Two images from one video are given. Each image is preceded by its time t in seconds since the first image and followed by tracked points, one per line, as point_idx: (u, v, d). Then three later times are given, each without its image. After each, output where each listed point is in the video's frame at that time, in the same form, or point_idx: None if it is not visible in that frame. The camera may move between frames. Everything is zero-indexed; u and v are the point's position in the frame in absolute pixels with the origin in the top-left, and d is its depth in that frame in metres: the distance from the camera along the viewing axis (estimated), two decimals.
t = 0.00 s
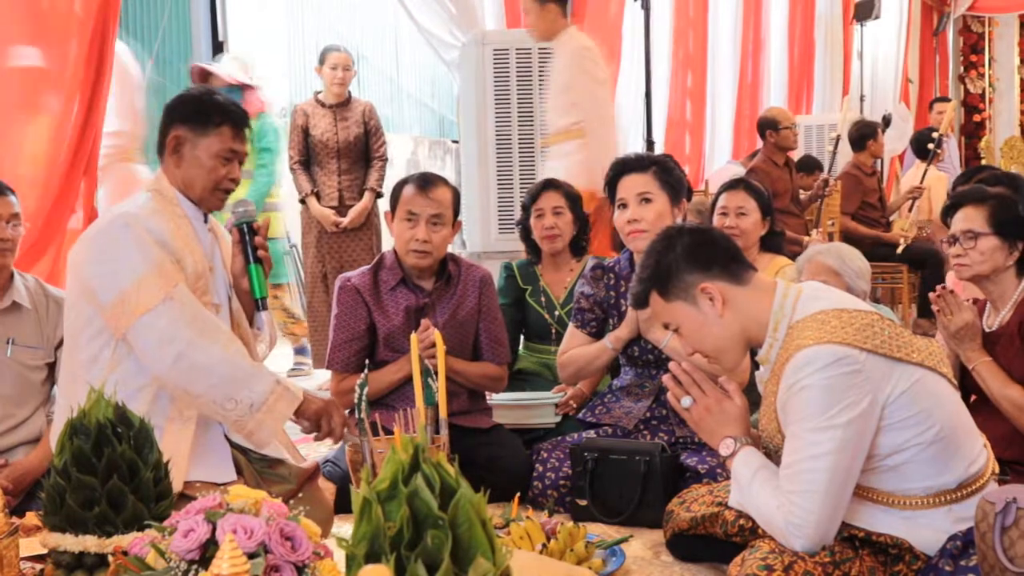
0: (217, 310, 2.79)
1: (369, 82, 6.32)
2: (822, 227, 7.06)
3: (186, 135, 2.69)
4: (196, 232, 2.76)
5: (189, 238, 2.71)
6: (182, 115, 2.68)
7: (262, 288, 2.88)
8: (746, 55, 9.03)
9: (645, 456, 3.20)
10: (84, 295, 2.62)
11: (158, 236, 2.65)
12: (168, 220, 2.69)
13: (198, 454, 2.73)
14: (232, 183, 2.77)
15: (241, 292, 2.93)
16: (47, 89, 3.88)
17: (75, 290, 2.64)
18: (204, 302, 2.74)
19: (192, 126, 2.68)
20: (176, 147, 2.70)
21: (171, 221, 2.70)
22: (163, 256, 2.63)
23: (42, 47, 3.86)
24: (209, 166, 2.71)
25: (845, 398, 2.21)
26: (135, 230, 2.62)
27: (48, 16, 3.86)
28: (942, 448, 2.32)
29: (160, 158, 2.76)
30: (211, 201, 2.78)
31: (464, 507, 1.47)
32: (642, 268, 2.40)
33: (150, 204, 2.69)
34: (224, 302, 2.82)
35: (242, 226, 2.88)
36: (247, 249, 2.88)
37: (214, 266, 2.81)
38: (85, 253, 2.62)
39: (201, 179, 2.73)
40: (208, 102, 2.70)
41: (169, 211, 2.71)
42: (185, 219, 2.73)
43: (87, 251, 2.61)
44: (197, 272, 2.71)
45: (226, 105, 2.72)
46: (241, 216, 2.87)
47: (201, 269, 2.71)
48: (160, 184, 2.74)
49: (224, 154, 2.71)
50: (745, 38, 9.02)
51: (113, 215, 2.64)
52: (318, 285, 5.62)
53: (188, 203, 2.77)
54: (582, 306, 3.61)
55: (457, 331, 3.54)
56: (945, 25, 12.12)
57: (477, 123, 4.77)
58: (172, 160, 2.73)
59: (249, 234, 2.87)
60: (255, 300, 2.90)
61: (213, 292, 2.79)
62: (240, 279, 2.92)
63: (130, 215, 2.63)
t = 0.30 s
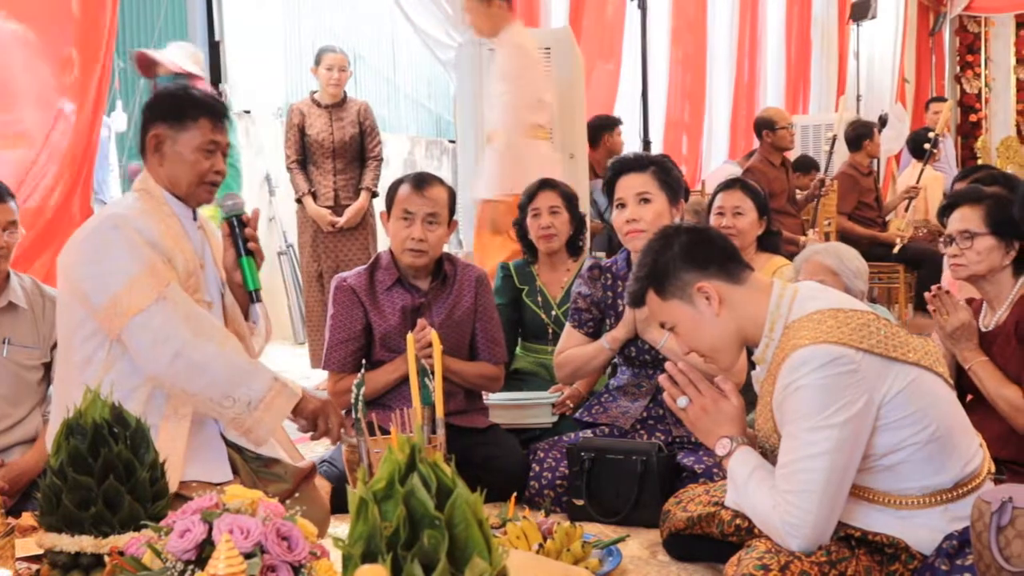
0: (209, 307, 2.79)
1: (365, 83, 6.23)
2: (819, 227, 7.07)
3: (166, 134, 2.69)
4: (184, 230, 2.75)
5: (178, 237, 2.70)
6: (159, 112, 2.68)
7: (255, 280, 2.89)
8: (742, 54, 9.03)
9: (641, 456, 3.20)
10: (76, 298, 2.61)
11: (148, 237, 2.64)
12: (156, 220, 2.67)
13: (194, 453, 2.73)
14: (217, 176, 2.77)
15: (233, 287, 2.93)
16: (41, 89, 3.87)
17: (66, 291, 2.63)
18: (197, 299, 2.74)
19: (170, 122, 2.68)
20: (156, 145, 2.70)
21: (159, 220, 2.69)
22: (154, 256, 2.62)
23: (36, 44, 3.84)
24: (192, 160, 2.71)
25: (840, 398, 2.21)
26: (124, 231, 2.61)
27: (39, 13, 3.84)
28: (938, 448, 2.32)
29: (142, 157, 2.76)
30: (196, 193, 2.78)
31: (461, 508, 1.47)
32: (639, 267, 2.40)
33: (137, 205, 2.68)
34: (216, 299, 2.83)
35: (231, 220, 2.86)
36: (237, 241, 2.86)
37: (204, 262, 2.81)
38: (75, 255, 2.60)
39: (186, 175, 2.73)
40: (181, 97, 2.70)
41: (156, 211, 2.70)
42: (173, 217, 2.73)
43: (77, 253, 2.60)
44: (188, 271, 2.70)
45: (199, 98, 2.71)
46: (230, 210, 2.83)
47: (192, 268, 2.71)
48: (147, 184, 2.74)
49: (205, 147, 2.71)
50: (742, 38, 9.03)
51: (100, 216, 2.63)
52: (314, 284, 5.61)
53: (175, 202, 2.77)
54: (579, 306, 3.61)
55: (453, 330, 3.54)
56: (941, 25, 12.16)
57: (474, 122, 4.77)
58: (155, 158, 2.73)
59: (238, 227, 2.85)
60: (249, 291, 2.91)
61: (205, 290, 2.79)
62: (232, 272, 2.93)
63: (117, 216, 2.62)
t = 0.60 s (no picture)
0: (200, 305, 2.78)
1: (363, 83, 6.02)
2: (814, 226, 7.07)
3: (146, 131, 2.71)
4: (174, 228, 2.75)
5: (167, 235, 2.70)
6: (138, 110, 2.71)
7: (245, 274, 2.90)
8: (739, 53, 9.04)
9: (637, 456, 3.21)
10: (65, 298, 2.62)
11: (136, 236, 2.64)
12: (145, 219, 2.67)
13: (189, 452, 2.74)
14: (201, 166, 2.76)
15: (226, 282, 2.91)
16: (38, 88, 3.87)
17: (56, 292, 2.63)
18: (188, 298, 2.74)
19: (149, 120, 2.70)
20: (138, 144, 2.73)
21: (147, 219, 2.68)
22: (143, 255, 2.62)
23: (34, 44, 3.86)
24: (174, 156, 2.72)
25: (836, 397, 2.21)
26: (113, 231, 2.61)
27: (38, 13, 3.85)
28: (933, 447, 2.32)
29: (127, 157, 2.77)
30: (184, 187, 2.77)
31: (456, 508, 1.47)
32: (634, 266, 2.40)
33: (126, 204, 2.68)
34: (208, 297, 2.82)
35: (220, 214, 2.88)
36: (227, 236, 2.89)
37: (195, 260, 2.80)
38: (63, 256, 2.60)
39: (172, 173, 2.73)
40: (158, 94, 2.72)
41: (145, 210, 2.70)
42: (162, 215, 2.72)
43: (66, 253, 2.60)
44: (177, 269, 2.69)
45: (177, 92, 2.73)
46: (220, 205, 2.85)
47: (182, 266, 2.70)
48: (136, 183, 2.74)
49: (186, 140, 2.71)
50: (738, 38, 9.02)
51: (90, 216, 2.63)
52: (309, 283, 5.59)
53: (164, 199, 2.77)
54: (575, 305, 3.61)
55: (448, 329, 3.54)
56: (937, 25, 12.26)
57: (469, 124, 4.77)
58: (139, 158, 2.75)
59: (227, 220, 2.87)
60: (240, 287, 2.92)
61: (196, 288, 2.78)
62: (223, 268, 2.92)
63: (107, 216, 2.62)
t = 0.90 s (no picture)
0: (188, 306, 2.78)
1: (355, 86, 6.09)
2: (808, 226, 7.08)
3: (134, 131, 2.71)
4: (163, 228, 2.76)
5: (152, 236, 2.71)
6: (127, 111, 2.71)
7: (236, 271, 2.86)
8: (734, 53, 9.05)
9: (632, 456, 3.20)
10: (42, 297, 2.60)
11: (120, 237, 2.64)
12: (131, 219, 2.68)
13: (181, 453, 2.73)
14: (190, 166, 2.76)
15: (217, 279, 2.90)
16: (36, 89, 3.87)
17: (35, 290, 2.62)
18: (169, 300, 2.73)
19: (138, 120, 2.70)
20: (127, 143, 2.73)
21: (133, 219, 2.69)
22: (123, 257, 2.63)
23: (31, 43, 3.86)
24: (163, 155, 2.72)
25: (830, 397, 2.22)
26: (96, 230, 2.62)
27: (37, 13, 3.86)
28: (927, 447, 2.33)
29: (117, 157, 2.77)
30: (174, 187, 2.78)
31: (451, 508, 1.47)
32: (630, 265, 2.40)
33: (113, 204, 2.69)
34: (198, 296, 2.80)
35: (208, 210, 2.84)
36: (216, 232, 2.84)
37: (184, 259, 2.80)
38: (47, 250, 2.61)
39: (159, 173, 2.74)
40: (147, 94, 2.72)
41: (133, 209, 2.71)
42: (150, 215, 2.73)
43: (47, 251, 2.61)
44: (161, 270, 2.70)
45: (165, 92, 2.73)
46: (208, 202, 2.81)
47: (166, 267, 2.71)
48: (125, 183, 2.75)
49: (175, 140, 2.71)
50: (733, 38, 9.04)
51: (76, 216, 2.64)
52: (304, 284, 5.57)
53: (153, 198, 2.77)
54: (570, 306, 3.61)
55: (443, 329, 3.53)
56: (931, 25, 12.25)
57: (464, 125, 4.77)
58: (128, 158, 2.75)
59: (216, 218, 2.83)
60: (230, 283, 2.88)
61: (186, 288, 2.78)
62: (214, 265, 2.88)
63: (92, 217, 2.63)
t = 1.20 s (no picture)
0: (181, 305, 2.79)
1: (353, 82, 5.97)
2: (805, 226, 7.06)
3: (131, 130, 2.70)
4: (154, 228, 2.76)
5: (141, 235, 2.71)
6: (123, 111, 2.70)
7: (228, 272, 2.84)
8: (731, 54, 9.07)
9: (629, 456, 3.20)
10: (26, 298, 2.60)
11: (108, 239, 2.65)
12: (122, 219, 2.69)
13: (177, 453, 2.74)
14: (186, 168, 2.77)
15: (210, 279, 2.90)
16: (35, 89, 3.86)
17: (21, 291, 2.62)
18: (159, 301, 2.74)
19: (135, 120, 2.70)
20: (124, 143, 2.72)
21: (122, 219, 2.70)
22: (109, 258, 2.63)
23: (27, 41, 3.84)
24: (160, 155, 2.72)
25: (827, 397, 2.22)
26: (83, 230, 2.63)
27: (36, 13, 3.86)
28: (923, 447, 2.33)
29: (112, 157, 2.77)
30: (170, 188, 2.78)
31: (448, 508, 1.47)
32: (627, 264, 2.41)
33: (104, 205, 2.70)
34: (192, 295, 2.82)
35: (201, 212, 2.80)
36: (208, 233, 2.80)
37: (177, 259, 2.81)
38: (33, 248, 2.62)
39: (155, 173, 2.74)
40: (144, 94, 2.71)
41: (124, 210, 2.72)
42: (141, 215, 2.74)
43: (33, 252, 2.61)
44: (151, 269, 2.70)
45: (163, 93, 2.73)
46: (200, 202, 2.79)
47: (156, 267, 2.71)
48: (117, 184, 2.76)
49: (172, 141, 2.71)
50: (730, 38, 9.06)
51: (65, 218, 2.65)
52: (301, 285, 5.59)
53: (145, 199, 2.78)
54: (567, 306, 3.61)
55: (440, 330, 3.53)
56: (926, 26, 12.29)
57: (461, 124, 4.77)
58: (123, 157, 2.74)
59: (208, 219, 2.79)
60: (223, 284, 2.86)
61: (177, 288, 2.79)
62: (207, 266, 2.86)
63: (80, 218, 2.64)
